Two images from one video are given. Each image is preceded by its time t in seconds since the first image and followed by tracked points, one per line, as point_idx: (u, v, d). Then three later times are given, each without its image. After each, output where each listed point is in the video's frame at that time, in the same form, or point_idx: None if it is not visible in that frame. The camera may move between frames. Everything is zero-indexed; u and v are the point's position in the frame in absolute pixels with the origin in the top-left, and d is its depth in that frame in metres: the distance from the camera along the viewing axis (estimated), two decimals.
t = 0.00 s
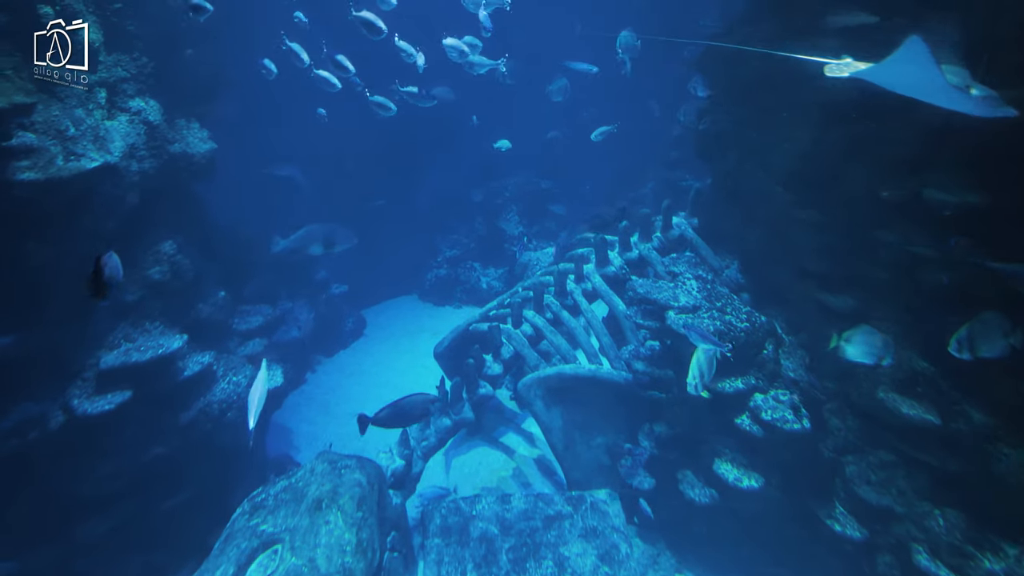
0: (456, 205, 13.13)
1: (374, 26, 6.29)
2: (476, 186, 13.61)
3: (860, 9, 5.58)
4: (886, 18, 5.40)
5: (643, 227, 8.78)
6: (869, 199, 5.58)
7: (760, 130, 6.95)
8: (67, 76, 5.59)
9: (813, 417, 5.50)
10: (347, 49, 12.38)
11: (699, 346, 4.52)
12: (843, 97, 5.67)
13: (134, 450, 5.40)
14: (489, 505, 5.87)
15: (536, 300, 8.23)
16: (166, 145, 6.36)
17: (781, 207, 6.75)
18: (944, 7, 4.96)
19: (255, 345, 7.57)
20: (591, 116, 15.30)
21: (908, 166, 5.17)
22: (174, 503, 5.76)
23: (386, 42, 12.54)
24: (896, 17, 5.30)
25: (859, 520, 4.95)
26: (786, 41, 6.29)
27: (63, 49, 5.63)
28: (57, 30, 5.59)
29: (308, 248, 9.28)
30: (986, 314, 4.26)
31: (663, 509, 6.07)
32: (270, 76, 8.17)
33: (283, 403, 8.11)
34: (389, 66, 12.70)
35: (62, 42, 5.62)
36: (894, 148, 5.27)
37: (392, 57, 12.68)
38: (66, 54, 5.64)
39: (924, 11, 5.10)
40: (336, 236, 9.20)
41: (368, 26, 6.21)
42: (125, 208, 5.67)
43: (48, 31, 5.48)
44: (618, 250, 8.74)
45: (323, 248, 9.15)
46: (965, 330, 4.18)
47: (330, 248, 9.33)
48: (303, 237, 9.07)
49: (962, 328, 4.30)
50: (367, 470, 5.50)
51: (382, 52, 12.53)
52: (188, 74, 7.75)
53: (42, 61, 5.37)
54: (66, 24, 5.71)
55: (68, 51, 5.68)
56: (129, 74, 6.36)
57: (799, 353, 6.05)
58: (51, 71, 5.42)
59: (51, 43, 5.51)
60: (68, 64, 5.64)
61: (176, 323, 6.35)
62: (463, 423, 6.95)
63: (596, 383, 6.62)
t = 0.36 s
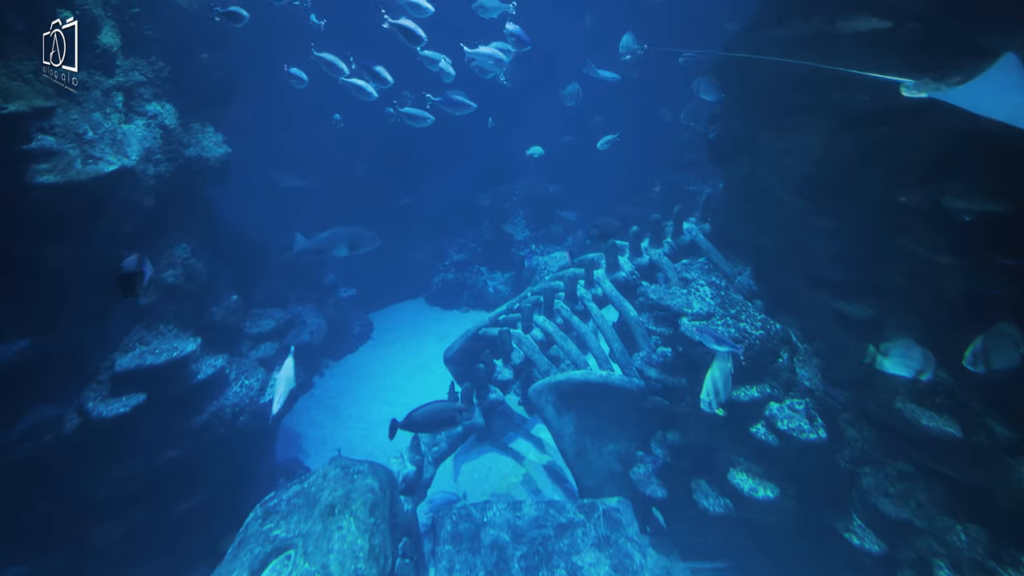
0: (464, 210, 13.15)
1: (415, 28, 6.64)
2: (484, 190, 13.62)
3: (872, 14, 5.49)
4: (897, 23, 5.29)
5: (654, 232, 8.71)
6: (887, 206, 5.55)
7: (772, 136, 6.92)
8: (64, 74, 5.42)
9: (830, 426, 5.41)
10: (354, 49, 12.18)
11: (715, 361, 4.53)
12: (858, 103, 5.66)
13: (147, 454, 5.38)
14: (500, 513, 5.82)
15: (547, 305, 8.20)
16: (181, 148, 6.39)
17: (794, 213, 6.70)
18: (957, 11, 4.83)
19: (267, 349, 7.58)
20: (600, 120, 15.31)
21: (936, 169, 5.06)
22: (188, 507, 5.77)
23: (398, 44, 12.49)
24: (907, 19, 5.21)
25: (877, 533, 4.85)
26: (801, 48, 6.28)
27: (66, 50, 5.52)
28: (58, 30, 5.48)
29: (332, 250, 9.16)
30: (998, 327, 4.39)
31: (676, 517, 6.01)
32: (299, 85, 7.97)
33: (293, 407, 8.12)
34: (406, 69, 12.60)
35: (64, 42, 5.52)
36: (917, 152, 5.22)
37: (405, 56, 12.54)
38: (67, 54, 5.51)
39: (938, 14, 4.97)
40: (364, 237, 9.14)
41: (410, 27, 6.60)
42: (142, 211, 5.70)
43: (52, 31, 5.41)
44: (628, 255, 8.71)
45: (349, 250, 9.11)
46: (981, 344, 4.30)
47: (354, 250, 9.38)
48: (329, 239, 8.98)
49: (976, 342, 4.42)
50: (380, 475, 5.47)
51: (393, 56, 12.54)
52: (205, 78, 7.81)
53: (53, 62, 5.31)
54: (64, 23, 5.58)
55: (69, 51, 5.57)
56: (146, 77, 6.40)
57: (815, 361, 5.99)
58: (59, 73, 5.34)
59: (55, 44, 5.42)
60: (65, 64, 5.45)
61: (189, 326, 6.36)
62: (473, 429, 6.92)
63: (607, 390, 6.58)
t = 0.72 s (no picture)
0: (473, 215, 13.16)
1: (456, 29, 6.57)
2: (493, 196, 13.63)
3: (891, 21, 5.38)
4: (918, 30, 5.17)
5: (667, 240, 8.67)
6: (913, 219, 5.51)
7: (789, 145, 6.88)
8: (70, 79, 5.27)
9: (851, 441, 5.31)
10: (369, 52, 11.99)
11: (734, 379, 4.30)
12: (882, 112, 5.64)
13: (161, 459, 5.36)
14: (513, 523, 5.76)
15: (559, 313, 8.14)
16: (198, 154, 6.42)
17: (811, 222, 6.64)
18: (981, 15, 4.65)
19: (280, 354, 7.57)
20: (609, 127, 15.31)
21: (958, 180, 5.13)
22: (200, 514, 5.73)
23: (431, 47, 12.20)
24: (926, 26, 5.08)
25: (901, 551, 4.73)
26: (823, 57, 6.26)
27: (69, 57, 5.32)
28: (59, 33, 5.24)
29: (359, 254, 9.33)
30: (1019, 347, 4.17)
31: (690, 530, 5.92)
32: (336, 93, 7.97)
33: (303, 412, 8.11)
34: (434, 73, 12.39)
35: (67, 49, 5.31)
36: (942, 163, 5.18)
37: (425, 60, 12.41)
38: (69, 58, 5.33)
39: (958, 20, 4.83)
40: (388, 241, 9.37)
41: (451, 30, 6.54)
42: (160, 216, 5.72)
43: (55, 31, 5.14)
44: (640, 263, 8.66)
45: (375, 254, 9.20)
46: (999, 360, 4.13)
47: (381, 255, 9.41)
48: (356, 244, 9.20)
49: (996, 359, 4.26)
50: (394, 484, 5.43)
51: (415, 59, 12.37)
52: (222, 84, 7.86)
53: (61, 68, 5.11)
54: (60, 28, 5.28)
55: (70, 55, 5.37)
56: (165, 83, 6.44)
57: (833, 373, 5.91)
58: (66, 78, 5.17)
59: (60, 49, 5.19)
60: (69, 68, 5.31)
61: (204, 331, 6.36)
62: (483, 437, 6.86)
63: (620, 399, 6.52)
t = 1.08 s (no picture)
0: (479, 221, 13.19)
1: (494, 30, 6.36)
2: (499, 201, 13.63)
3: (902, 26, 5.45)
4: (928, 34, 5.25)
5: (675, 246, 8.65)
6: (925, 222, 5.45)
7: (800, 151, 6.86)
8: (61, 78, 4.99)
9: (866, 453, 5.26)
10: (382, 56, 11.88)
11: (745, 396, 4.27)
12: (896, 117, 5.61)
13: (172, 465, 5.36)
14: (522, 532, 5.72)
15: (567, 318, 8.11)
16: (210, 159, 6.45)
17: (825, 230, 6.67)
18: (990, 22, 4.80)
19: (290, 359, 7.57)
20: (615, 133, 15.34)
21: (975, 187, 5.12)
22: (211, 519, 5.74)
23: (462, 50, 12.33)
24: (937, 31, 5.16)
25: (920, 568, 4.62)
26: (834, 65, 6.26)
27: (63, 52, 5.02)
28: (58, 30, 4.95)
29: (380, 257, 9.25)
30: None
31: (701, 540, 5.88)
32: (368, 101, 7.43)
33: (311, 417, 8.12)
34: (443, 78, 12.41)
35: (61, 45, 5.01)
36: (956, 170, 5.18)
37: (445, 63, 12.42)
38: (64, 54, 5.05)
39: (969, 27, 4.93)
40: (410, 244, 9.33)
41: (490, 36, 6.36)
42: (172, 221, 5.73)
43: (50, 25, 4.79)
44: (649, 269, 8.64)
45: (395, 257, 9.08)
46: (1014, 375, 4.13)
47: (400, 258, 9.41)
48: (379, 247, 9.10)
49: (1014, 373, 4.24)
50: (403, 491, 5.40)
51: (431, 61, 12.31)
52: (234, 90, 7.90)
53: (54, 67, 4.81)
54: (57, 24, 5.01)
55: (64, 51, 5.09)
56: (178, 88, 6.47)
57: (847, 382, 5.94)
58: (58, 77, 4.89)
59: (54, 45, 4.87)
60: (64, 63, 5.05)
61: (215, 336, 6.37)
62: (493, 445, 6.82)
63: (629, 406, 6.44)
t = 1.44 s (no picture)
0: (485, 224, 13.23)
1: (527, 32, 6.50)
2: (505, 205, 13.64)
3: (912, 30, 5.46)
4: (940, 38, 5.25)
5: (684, 250, 8.65)
6: (941, 226, 5.43)
7: (812, 156, 6.84)
8: (60, 76, 4.87)
9: (878, 460, 5.24)
10: (392, 58, 11.78)
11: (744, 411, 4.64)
12: (913, 123, 5.61)
13: (184, 466, 5.41)
14: (532, 536, 5.69)
15: (575, 323, 8.09)
16: (223, 162, 6.49)
17: (838, 236, 6.71)
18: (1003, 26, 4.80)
19: (299, 362, 7.59)
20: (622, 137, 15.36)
21: (992, 194, 5.08)
22: (222, 521, 5.77)
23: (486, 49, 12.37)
24: (949, 34, 5.16)
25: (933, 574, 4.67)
26: (843, 70, 6.28)
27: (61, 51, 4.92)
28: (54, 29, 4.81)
29: (402, 259, 9.73)
30: None
31: (711, 547, 5.85)
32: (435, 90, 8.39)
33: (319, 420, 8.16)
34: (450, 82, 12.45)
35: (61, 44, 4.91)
36: (975, 176, 5.20)
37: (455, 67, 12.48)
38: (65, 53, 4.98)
39: (983, 31, 4.92)
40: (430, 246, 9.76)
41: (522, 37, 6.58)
42: (185, 223, 5.76)
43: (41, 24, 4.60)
44: (658, 274, 8.69)
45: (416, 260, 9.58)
46: None
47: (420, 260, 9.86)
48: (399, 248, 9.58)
49: None
50: (413, 494, 5.39)
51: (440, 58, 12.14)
52: (245, 93, 7.94)
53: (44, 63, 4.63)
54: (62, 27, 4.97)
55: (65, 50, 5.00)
56: (191, 92, 6.53)
57: (859, 390, 5.91)
58: (50, 74, 4.72)
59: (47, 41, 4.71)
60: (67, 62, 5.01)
61: (226, 338, 6.40)
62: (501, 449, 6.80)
63: (639, 411, 6.43)
